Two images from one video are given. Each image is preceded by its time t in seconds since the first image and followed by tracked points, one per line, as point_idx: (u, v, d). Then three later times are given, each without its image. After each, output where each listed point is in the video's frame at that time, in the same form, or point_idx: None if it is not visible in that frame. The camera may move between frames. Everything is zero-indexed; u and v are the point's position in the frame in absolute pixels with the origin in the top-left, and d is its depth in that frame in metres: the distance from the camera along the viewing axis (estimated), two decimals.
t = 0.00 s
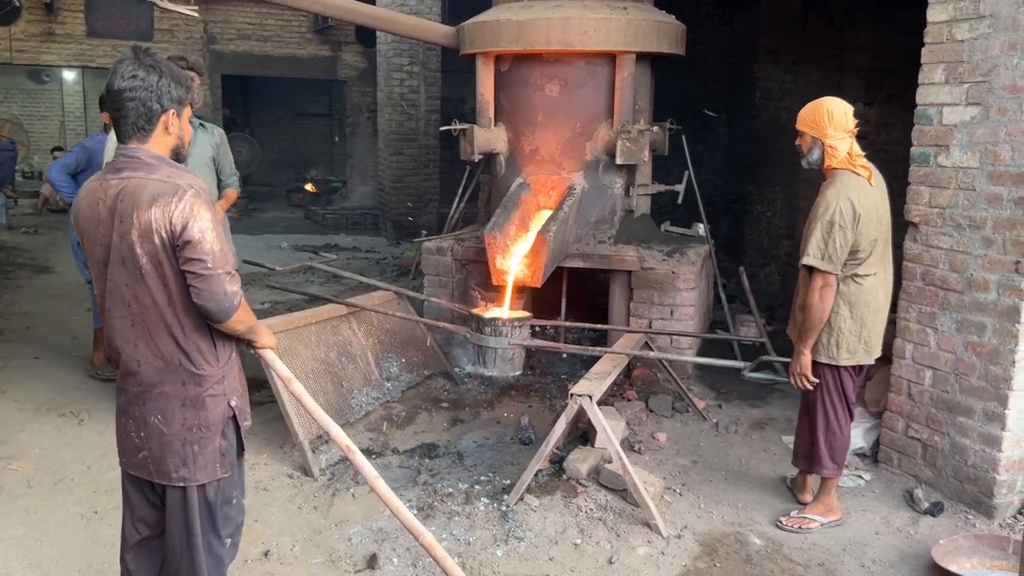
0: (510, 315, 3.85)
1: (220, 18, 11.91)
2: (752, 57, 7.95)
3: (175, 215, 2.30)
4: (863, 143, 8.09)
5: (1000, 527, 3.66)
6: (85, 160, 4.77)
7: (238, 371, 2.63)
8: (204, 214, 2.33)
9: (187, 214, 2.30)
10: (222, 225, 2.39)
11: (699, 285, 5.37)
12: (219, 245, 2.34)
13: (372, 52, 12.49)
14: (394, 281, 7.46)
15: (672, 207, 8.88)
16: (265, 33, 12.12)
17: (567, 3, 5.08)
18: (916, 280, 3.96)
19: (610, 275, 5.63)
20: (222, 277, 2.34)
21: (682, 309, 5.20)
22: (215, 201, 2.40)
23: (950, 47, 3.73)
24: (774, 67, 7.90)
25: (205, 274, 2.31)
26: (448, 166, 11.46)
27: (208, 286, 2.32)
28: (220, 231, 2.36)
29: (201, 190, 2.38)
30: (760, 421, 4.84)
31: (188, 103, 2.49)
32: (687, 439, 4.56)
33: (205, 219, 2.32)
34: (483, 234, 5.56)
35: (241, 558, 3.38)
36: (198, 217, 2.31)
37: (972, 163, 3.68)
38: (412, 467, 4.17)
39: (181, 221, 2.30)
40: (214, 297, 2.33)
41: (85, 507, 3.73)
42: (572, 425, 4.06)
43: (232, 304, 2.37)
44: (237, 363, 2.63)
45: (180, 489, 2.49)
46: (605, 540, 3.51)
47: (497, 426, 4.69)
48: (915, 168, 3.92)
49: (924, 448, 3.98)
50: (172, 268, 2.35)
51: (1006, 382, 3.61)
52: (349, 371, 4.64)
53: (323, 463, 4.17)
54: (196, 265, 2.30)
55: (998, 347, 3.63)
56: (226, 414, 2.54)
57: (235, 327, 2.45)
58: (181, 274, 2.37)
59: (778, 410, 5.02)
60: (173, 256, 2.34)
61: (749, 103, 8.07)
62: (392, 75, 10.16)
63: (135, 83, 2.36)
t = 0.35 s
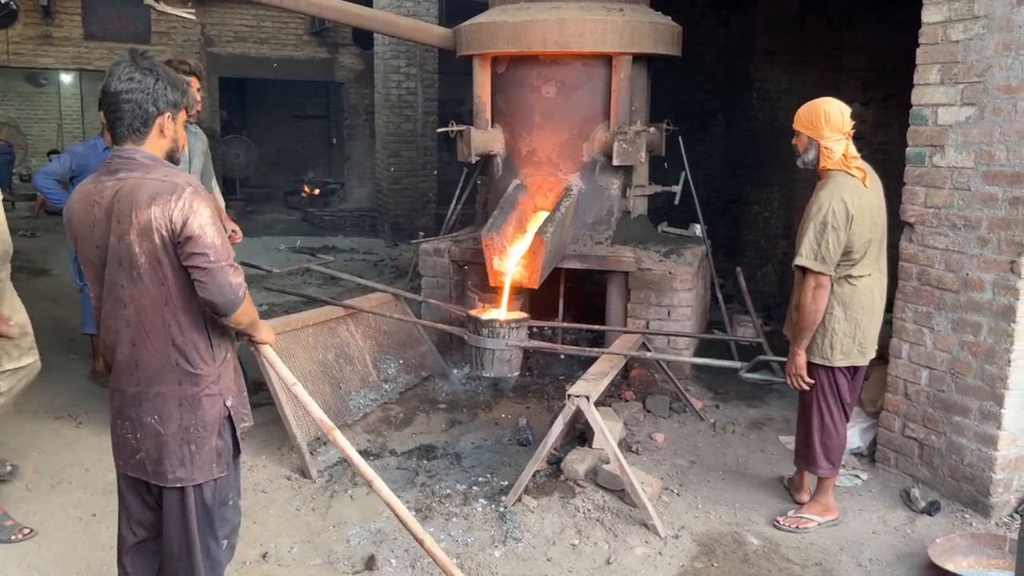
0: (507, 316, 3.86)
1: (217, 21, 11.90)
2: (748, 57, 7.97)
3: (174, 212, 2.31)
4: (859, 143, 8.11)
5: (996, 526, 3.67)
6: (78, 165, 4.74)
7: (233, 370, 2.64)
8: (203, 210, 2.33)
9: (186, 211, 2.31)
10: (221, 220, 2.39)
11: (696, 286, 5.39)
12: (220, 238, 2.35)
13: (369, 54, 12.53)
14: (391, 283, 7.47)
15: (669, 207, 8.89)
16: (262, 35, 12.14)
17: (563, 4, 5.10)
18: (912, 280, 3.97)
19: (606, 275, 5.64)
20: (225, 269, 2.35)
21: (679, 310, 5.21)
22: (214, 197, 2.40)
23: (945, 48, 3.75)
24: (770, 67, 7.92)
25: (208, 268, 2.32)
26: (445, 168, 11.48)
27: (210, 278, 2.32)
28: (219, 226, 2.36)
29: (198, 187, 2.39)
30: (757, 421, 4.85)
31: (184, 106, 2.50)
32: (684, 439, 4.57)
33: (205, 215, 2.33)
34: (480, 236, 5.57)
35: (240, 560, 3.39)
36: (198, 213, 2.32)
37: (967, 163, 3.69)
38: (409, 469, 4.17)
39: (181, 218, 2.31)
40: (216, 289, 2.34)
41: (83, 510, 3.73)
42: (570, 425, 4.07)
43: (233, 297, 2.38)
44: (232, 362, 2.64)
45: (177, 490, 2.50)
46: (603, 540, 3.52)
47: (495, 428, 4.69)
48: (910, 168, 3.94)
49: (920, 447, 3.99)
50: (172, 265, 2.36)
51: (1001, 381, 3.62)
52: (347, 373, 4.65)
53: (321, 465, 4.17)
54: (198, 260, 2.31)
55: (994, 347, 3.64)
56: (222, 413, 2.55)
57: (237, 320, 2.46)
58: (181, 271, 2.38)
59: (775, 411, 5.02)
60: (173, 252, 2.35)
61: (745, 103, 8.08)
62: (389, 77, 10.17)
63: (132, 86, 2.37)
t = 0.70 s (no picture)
0: (505, 317, 3.86)
1: (215, 22, 11.91)
2: (746, 58, 7.97)
3: (166, 211, 2.30)
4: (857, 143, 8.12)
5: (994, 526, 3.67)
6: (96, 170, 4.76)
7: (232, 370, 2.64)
8: (195, 206, 2.31)
9: (178, 209, 2.30)
10: (216, 214, 2.36)
11: (694, 286, 5.39)
12: (213, 233, 2.31)
13: (367, 55, 12.55)
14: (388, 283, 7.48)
15: (666, 208, 8.90)
16: (260, 36, 12.16)
17: (559, 5, 5.10)
18: (910, 280, 3.96)
19: (605, 276, 5.65)
20: (220, 263, 2.29)
21: (677, 310, 5.21)
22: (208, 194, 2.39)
23: (941, 48, 3.75)
24: (768, 68, 7.92)
25: (202, 262, 2.28)
26: (443, 169, 11.48)
27: (205, 271, 2.27)
28: (214, 220, 2.33)
29: (191, 183, 2.37)
30: (756, 421, 4.85)
31: (173, 105, 2.51)
32: (683, 440, 4.57)
33: (197, 211, 2.31)
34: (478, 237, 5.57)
35: (238, 561, 3.38)
36: (189, 210, 2.30)
37: (965, 163, 3.69)
38: (407, 470, 4.17)
39: (172, 216, 2.29)
40: (213, 281, 2.28)
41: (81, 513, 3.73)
42: (568, 426, 4.08)
43: (232, 290, 2.30)
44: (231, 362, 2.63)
45: (177, 491, 2.49)
46: (602, 541, 3.52)
47: (493, 429, 4.69)
48: (908, 168, 3.93)
49: (919, 447, 3.99)
50: (167, 263, 2.35)
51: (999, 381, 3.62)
52: (345, 374, 4.65)
53: (319, 466, 4.17)
54: (192, 255, 2.27)
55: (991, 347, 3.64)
56: (220, 413, 2.55)
57: (245, 318, 2.37)
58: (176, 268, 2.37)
59: (774, 411, 5.03)
60: (168, 250, 2.33)
61: (743, 104, 8.09)
62: (387, 78, 10.16)
63: (121, 88, 2.38)
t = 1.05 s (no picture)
0: (504, 317, 3.86)
1: (214, 22, 11.92)
2: (744, 58, 7.97)
3: (166, 233, 2.29)
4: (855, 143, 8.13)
5: (993, 526, 3.67)
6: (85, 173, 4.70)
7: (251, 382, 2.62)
8: (194, 229, 2.30)
9: (177, 232, 2.28)
10: (219, 238, 2.36)
11: (693, 287, 5.39)
12: (211, 263, 2.31)
13: (366, 56, 12.57)
14: (387, 284, 7.49)
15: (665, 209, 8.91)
16: (258, 37, 12.15)
17: (557, 6, 5.10)
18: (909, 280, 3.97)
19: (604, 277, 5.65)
20: (218, 295, 2.31)
21: (676, 311, 5.22)
22: (211, 215, 2.36)
23: (940, 48, 3.75)
24: (766, 68, 7.93)
25: (199, 295, 2.29)
26: (442, 169, 11.47)
27: (210, 306, 2.30)
28: (215, 245, 2.33)
29: (194, 202, 2.35)
30: (755, 421, 4.86)
31: (193, 102, 2.50)
32: (682, 440, 4.57)
33: (198, 235, 2.30)
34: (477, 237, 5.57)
35: (238, 562, 3.38)
36: (187, 235, 2.28)
37: (963, 163, 3.70)
38: (406, 471, 4.17)
39: (171, 240, 2.28)
40: (219, 315, 2.32)
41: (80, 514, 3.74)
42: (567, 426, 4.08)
43: (236, 318, 2.36)
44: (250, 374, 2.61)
45: (190, 501, 2.49)
46: (601, 541, 3.52)
47: (492, 429, 4.69)
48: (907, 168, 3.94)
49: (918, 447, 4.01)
50: (170, 284, 2.34)
51: (998, 381, 3.62)
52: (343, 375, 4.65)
53: (318, 467, 4.17)
54: (190, 286, 2.29)
55: (990, 346, 3.64)
56: (236, 424, 2.53)
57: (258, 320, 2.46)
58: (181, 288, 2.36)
59: (773, 411, 5.03)
60: (170, 273, 2.33)
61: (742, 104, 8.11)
62: (386, 79, 10.16)
63: (140, 92, 2.37)
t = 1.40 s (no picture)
0: (504, 318, 3.86)
1: (213, 23, 11.96)
2: (743, 59, 7.99)
3: (185, 246, 2.25)
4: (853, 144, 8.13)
5: (992, 526, 3.68)
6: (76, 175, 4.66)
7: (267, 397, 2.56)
8: (212, 247, 2.25)
9: (195, 247, 2.24)
10: (232, 260, 2.29)
11: (693, 287, 5.40)
12: (214, 286, 2.23)
13: (365, 57, 12.58)
14: (386, 285, 7.50)
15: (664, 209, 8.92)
16: (257, 38, 12.16)
17: (556, 7, 5.10)
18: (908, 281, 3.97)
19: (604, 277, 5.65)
20: (208, 321, 2.21)
21: (675, 311, 5.23)
22: (234, 237, 2.31)
23: (939, 49, 3.76)
24: (765, 69, 7.95)
25: (193, 315, 2.22)
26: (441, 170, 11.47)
27: (192, 323, 2.21)
28: (225, 268, 2.26)
29: (219, 219, 2.31)
30: (753, 421, 4.86)
31: (235, 109, 2.47)
32: (681, 441, 4.58)
33: (213, 253, 2.25)
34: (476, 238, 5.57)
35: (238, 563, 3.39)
36: (202, 253, 2.24)
37: (962, 163, 3.70)
38: (405, 472, 4.17)
39: (187, 255, 2.24)
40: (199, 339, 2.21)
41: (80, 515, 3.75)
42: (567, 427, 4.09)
43: (213, 354, 2.21)
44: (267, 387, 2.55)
45: (200, 510, 2.48)
46: (600, 542, 3.52)
47: (492, 430, 4.69)
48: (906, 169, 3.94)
49: (917, 448, 4.01)
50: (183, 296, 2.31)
51: (996, 381, 3.63)
52: (342, 376, 4.66)
53: (318, 467, 4.17)
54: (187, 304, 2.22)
55: (989, 347, 3.65)
56: (247, 439, 2.49)
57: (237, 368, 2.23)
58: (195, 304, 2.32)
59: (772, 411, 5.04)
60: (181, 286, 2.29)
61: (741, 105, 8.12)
62: (384, 80, 10.17)
63: (185, 96, 2.33)
